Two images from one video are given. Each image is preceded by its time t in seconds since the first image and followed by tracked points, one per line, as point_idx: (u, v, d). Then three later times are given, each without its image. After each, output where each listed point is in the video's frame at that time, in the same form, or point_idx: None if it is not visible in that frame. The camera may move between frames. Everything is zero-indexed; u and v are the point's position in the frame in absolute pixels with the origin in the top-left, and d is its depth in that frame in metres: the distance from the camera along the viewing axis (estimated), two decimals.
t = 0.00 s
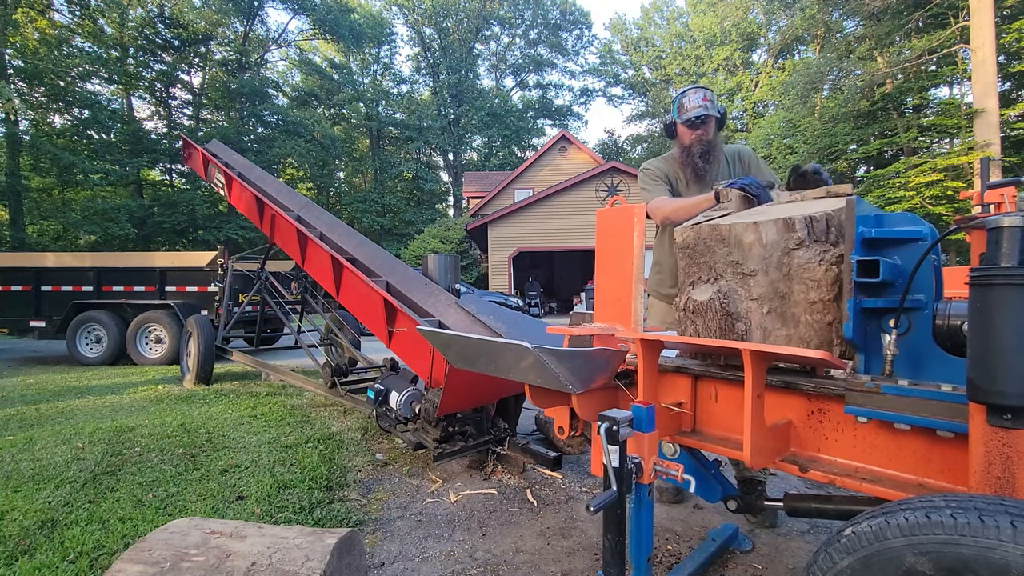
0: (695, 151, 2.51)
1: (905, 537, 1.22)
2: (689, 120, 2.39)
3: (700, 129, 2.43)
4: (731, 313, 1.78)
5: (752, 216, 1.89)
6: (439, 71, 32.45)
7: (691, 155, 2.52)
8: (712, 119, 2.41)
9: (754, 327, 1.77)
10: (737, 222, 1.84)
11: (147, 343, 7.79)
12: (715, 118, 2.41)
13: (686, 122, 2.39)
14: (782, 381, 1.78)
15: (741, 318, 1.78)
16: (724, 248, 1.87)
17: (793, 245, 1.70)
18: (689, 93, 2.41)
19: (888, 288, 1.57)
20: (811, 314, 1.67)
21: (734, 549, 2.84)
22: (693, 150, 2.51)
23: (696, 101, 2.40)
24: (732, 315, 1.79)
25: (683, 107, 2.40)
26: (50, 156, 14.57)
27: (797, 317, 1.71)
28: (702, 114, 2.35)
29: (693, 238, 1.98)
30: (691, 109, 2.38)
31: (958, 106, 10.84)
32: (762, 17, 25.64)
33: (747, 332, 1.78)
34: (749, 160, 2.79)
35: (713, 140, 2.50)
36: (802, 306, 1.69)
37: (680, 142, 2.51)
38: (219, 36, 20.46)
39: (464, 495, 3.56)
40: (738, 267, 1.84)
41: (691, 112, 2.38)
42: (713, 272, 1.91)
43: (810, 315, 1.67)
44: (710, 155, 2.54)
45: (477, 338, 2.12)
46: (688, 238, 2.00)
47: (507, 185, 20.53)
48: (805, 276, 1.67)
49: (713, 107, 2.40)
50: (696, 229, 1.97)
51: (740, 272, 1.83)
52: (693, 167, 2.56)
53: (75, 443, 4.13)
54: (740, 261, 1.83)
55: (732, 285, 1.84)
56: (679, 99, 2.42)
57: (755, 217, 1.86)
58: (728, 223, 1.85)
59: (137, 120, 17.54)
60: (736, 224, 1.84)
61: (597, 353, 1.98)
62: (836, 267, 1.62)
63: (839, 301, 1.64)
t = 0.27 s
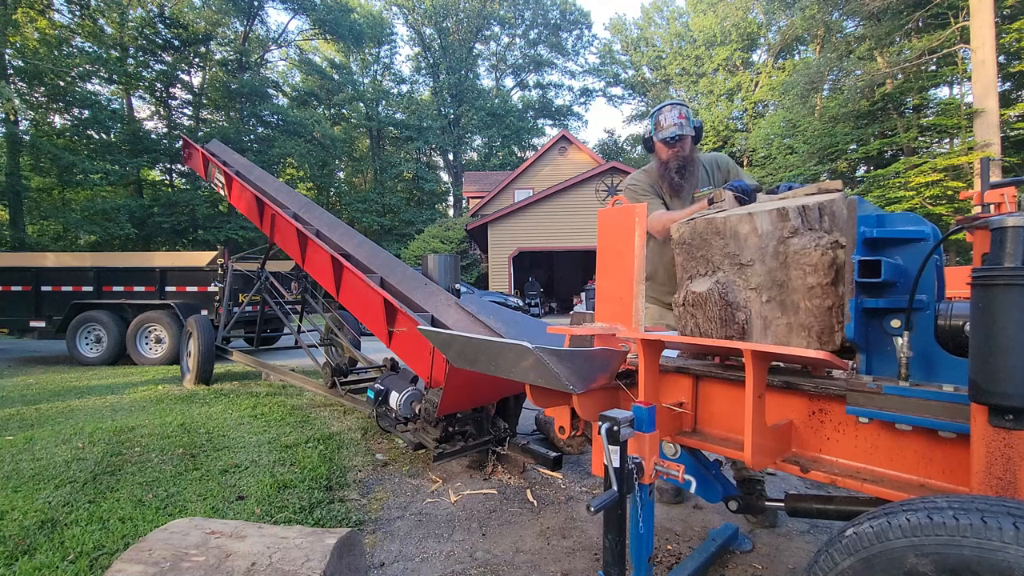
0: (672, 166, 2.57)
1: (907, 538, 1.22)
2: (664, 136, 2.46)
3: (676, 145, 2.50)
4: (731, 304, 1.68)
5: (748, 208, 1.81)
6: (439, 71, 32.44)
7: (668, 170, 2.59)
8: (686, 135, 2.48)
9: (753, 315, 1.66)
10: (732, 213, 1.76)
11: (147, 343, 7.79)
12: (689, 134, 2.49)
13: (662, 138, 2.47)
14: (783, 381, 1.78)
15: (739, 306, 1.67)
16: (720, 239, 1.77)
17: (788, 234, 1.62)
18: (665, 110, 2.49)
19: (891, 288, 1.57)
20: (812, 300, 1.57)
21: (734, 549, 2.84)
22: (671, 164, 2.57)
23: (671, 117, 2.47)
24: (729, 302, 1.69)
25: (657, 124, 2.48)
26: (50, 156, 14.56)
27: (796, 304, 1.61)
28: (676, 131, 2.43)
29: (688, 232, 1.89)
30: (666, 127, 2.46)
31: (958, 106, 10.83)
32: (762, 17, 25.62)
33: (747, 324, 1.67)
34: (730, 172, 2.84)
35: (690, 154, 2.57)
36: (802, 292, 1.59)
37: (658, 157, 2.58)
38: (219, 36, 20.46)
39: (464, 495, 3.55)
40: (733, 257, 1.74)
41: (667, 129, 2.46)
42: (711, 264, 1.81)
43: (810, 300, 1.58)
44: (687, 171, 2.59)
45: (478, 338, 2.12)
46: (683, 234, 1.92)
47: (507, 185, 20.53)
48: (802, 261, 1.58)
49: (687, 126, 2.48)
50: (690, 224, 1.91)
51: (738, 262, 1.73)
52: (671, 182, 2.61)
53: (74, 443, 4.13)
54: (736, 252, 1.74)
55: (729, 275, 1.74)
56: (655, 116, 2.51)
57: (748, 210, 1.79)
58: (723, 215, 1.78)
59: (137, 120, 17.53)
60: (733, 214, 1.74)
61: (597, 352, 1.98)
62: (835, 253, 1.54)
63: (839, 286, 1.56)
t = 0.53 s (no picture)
0: (680, 162, 2.52)
1: (904, 537, 1.23)
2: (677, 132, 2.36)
3: (687, 140, 2.41)
4: (720, 278, 1.73)
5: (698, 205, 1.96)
6: (439, 71, 32.43)
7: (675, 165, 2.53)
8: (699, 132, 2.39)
9: (747, 285, 1.70)
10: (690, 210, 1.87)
11: (147, 342, 7.80)
12: (704, 130, 2.39)
13: (675, 132, 2.36)
14: (782, 380, 1.78)
15: (729, 279, 1.71)
16: (691, 229, 1.85)
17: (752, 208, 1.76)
18: (679, 101, 2.38)
19: (888, 287, 1.56)
20: (793, 258, 1.63)
21: (734, 550, 2.84)
22: (679, 160, 2.52)
23: (685, 111, 2.36)
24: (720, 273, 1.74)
25: (672, 117, 2.37)
26: (50, 156, 14.56)
27: (780, 262, 1.67)
28: (689, 127, 2.32)
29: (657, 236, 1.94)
30: (680, 121, 2.35)
31: (958, 106, 10.84)
32: (762, 18, 25.63)
33: (741, 292, 1.70)
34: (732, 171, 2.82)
35: (699, 151, 2.50)
36: (779, 249, 1.66)
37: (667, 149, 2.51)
38: (219, 36, 20.48)
39: (464, 495, 3.56)
40: (709, 240, 1.81)
41: (680, 123, 2.36)
42: (689, 254, 1.85)
43: (790, 257, 1.64)
44: (694, 167, 2.55)
45: (477, 338, 2.13)
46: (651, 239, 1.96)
47: (507, 185, 20.54)
48: (769, 224, 1.69)
49: (702, 121, 2.37)
50: (658, 228, 1.94)
51: (714, 244, 1.80)
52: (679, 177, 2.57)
53: (75, 443, 4.13)
54: (709, 234, 1.82)
55: (713, 259, 1.79)
56: (669, 107, 2.40)
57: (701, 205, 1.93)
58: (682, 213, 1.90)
59: (137, 120, 17.52)
60: (687, 208, 1.86)
61: (596, 353, 1.99)
62: (790, 207, 1.66)
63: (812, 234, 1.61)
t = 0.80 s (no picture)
0: (692, 161, 2.48)
1: (908, 538, 1.22)
2: (691, 130, 2.32)
3: (701, 140, 2.38)
4: (726, 264, 1.68)
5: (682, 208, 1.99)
6: (439, 71, 32.44)
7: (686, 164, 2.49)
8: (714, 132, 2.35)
9: (752, 269, 1.65)
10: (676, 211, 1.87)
11: (147, 342, 7.79)
12: (719, 131, 2.35)
13: (690, 131, 2.32)
14: (784, 380, 1.78)
15: (734, 264, 1.66)
16: (683, 227, 1.83)
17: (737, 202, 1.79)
18: (696, 98, 2.34)
19: (890, 287, 1.57)
20: (789, 242, 1.63)
21: (734, 549, 2.84)
22: (691, 160, 2.48)
23: (702, 109, 2.32)
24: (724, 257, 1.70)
25: (688, 115, 2.33)
26: (50, 156, 14.55)
27: (779, 244, 1.65)
28: (705, 127, 2.28)
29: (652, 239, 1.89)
30: (697, 119, 2.31)
31: (958, 106, 10.83)
32: (762, 18, 25.61)
33: (751, 275, 1.63)
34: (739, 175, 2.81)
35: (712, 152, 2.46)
36: (776, 234, 1.66)
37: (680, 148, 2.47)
38: (219, 36, 20.48)
39: (464, 495, 3.56)
40: (703, 234, 1.79)
41: (695, 123, 2.32)
42: (687, 250, 1.81)
43: (785, 240, 1.64)
44: (705, 168, 2.53)
45: (478, 338, 2.12)
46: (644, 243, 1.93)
47: (507, 185, 20.54)
48: (758, 210, 1.71)
49: (719, 120, 2.33)
50: (648, 231, 1.92)
51: (710, 237, 1.78)
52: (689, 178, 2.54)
53: (74, 443, 4.13)
54: (704, 229, 1.80)
55: (712, 249, 1.75)
56: (685, 103, 2.35)
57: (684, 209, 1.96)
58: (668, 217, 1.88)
59: (137, 120, 17.52)
60: (674, 210, 1.86)
61: (597, 352, 1.98)
62: (772, 197, 1.71)
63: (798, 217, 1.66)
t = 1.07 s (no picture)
0: (710, 164, 2.53)
1: (906, 538, 1.22)
2: (714, 131, 2.31)
3: (722, 143, 2.37)
4: (735, 269, 1.68)
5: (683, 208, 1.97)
6: (440, 71, 32.43)
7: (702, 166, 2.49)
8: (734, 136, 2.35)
9: (763, 274, 1.65)
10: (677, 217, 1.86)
11: (147, 343, 7.79)
12: (740, 135, 2.35)
13: (715, 133, 2.31)
14: (783, 380, 1.78)
15: (745, 270, 1.66)
16: (688, 231, 1.83)
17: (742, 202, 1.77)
18: (720, 100, 2.32)
19: (889, 287, 1.57)
20: (797, 245, 1.62)
21: (734, 549, 2.84)
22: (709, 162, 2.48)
23: (725, 112, 2.31)
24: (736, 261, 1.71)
25: (712, 117, 2.31)
26: (50, 156, 14.55)
27: (787, 247, 1.65)
28: (730, 129, 2.27)
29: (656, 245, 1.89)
30: (721, 122, 2.30)
31: (958, 106, 10.83)
32: (762, 17, 25.60)
33: (761, 279, 1.64)
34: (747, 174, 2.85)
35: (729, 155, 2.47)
36: (785, 236, 1.65)
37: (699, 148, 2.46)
38: (219, 36, 20.49)
39: (464, 495, 3.56)
40: (709, 238, 1.80)
41: (720, 125, 2.30)
42: (693, 254, 1.81)
43: (792, 242, 1.63)
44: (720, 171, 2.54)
45: (479, 338, 2.12)
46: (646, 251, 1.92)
47: (507, 185, 20.54)
48: (766, 212, 1.70)
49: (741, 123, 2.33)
50: (648, 236, 1.93)
51: (716, 241, 1.79)
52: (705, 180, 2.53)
53: (75, 443, 4.13)
54: (709, 232, 1.80)
55: (720, 254, 1.76)
56: (709, 104, 2.33)
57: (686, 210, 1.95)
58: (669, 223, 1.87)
59: (137, 120, 17.53)
60: (679, 212, 1.85)
61: (597, 352, 1.98)
62: (780, 198, 1.68)
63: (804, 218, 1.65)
